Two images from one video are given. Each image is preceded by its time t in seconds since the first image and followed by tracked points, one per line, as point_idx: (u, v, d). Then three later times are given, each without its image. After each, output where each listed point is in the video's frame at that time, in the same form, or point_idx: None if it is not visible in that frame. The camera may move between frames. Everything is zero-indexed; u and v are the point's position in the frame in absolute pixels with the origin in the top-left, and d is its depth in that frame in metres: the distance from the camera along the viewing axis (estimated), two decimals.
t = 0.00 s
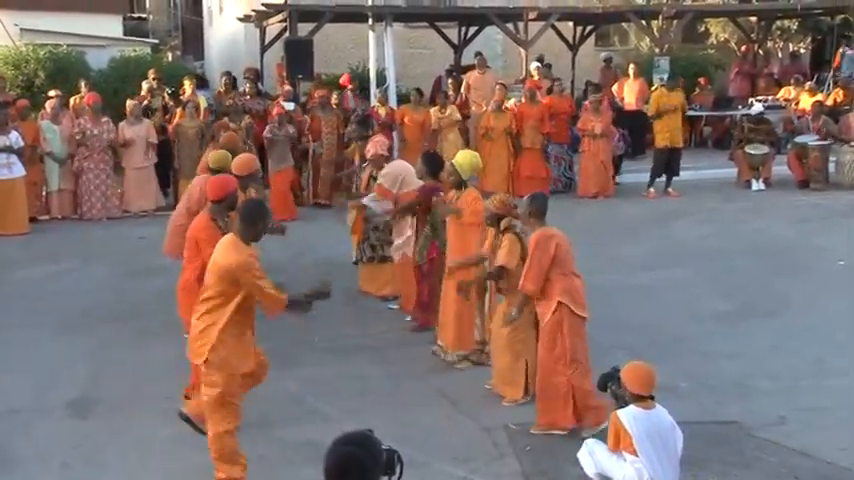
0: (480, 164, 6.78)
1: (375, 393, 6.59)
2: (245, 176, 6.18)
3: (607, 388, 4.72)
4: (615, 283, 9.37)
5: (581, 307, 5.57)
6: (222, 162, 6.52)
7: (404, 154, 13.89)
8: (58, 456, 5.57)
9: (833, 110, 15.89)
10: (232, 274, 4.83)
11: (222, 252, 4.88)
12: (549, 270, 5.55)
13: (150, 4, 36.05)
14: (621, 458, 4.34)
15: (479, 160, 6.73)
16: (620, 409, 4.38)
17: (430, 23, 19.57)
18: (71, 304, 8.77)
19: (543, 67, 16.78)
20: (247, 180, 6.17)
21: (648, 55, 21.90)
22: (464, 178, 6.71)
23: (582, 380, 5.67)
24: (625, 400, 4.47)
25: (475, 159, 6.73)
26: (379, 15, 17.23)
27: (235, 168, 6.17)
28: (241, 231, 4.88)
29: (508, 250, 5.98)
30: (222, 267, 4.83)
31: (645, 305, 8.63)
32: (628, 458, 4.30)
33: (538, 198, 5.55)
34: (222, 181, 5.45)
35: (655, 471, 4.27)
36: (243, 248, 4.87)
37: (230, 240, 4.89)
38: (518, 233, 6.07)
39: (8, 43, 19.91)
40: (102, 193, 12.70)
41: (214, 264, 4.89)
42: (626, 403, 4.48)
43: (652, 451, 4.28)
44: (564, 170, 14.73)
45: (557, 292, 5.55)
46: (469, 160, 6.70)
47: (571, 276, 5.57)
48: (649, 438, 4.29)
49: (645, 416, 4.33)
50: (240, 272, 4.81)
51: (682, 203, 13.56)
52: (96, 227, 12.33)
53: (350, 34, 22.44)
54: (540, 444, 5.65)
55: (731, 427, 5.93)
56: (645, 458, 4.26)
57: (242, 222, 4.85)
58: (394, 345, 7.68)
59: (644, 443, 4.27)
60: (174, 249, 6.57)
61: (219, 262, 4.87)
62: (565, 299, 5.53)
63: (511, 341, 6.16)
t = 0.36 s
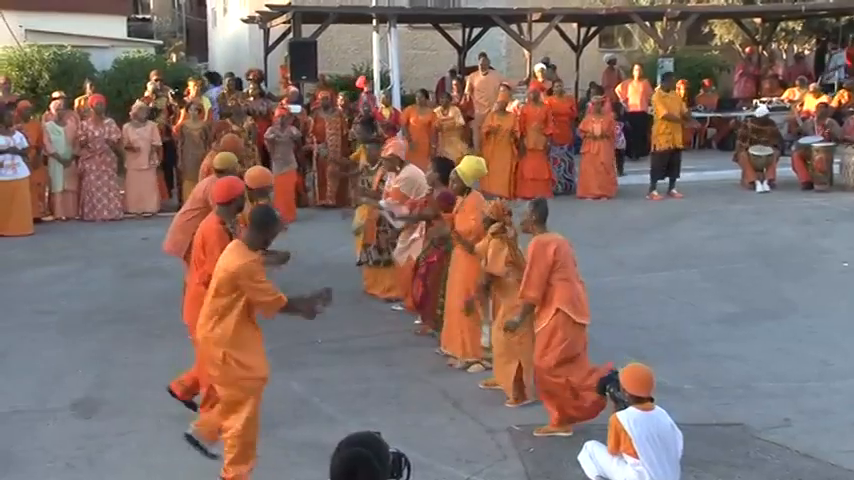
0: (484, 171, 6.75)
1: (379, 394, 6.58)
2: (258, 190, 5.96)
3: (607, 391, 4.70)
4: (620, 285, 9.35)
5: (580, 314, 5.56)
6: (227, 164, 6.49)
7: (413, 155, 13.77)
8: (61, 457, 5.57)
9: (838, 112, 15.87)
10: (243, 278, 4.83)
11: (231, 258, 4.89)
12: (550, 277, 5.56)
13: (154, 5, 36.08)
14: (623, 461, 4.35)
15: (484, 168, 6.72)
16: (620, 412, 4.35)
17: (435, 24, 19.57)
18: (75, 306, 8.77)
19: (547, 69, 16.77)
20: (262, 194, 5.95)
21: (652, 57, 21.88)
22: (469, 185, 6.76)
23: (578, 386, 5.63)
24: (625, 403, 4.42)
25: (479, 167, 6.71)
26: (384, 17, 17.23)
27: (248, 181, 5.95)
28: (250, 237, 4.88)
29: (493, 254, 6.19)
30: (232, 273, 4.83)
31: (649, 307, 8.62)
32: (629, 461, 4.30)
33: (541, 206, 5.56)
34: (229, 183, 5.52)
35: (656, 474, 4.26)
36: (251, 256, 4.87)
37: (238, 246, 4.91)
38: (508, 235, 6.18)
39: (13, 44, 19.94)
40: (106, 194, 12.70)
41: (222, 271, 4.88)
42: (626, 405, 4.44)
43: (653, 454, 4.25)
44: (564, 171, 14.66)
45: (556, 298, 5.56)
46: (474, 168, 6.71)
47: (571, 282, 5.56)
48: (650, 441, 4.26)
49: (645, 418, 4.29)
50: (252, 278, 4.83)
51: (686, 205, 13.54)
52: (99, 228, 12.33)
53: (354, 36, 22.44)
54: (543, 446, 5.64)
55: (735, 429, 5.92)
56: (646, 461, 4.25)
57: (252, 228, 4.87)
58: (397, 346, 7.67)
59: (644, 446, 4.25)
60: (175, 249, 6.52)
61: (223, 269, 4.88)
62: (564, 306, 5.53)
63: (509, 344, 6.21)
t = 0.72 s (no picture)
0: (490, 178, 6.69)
1: (379, 395, 6.58)
2: (262, 194, 5.93)
3: (605, 392, 4.61)
4: (620, 286, 9.35)
5: (587, 313, 5.39)
6: (222, 161, 6.49)
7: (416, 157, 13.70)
8: (62, 458, 5.57)
9: (839, 113, 15.86)
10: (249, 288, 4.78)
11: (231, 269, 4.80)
12: (558, 277, 5.36)
13: (155, 7, 36.26)
14: (624, 462, 4.36)
15: (490, 176, 6.66)
16: (620, 413, 4.33)
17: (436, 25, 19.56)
18: (76, 306, 8.78)
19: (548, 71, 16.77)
20: (266, 196, 5.94)
21: (652, 58, 21.89)
22: (474, 192, 6.68)
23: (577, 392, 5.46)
24: (624, 404, 4.38)
25: (485, 174, 6.65)
26: (384, 18, 17.24)
27: (252, 185, 5.95)
28: (246, 248, 4.81)
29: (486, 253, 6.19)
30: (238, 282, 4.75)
31: (650, 309, 8.61)
32: (630, 462, 4.31)
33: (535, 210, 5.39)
34: (230, 188, 5.49)
35: (658, 475, 4.25)
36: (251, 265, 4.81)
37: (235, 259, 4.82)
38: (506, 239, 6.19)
39: (14, 46, 19.96)
40: (107, 196, 12.72)
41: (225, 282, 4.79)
42: (625, 406, 4.41)
43: (654, 455, 4.24)
44: (563, 172, 14.62)
45: (564, 299, 5.35)
46: (479, 175, 6.65)
47: (575, 284, 5.38)
48: (651, 442, 4.25)
49: (646, 419, 4.27)
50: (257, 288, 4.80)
51: (686, 206, 13.53)
52: (100, 229, 12.34)
53: (355, 37, 22.45)
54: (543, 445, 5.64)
55: (736, 430, 5.92)
56: (648, 462, 4.24)
57: (248, 239, 4.79)
58: (398, 347, 7.67)
59: (646, 447, 4.24)
60: (177, 245, 6.57)
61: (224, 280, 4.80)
62: (574, 306, 5.33)
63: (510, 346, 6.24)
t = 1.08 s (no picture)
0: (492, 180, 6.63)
1: (379, 396, 6.59)
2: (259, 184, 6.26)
3: (606, 393, 4.62)
4: (619, 286, 9.36)
5: (582, 317, 5.37)
6: (220, 156, 6.59)
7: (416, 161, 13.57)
8: (62, 459, 5.57)
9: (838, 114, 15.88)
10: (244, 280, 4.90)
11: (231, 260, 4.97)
12: (552, 283, 5.34)
13: (154, 8, 36.29)
14: (624, 462, 4.31)
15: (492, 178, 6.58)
16: (622, 413, 4.34)
17: (435, 26, 19.56)
18: (76, 307, 8.79)
19: (549, 71, 16.77)
20: (265, 186, 6.27)
21: (652, 58, 21.91)
22: (474, 194, 6.61)
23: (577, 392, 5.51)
24: (625, 404, 4.41)
25: (487, 174, 6.59)
26: (384, 18, 17.24)
27: (249, 175, 6.25)
28: (246, 244, 4.99)
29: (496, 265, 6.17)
30: (231, 273, 4.89)
31: (650, 309, 8.62)
32: (630, 462, 4.27)
33: (527, 213, 5.36)
34: (224, 186, 5.57)
35: (658, 475, 4.23)
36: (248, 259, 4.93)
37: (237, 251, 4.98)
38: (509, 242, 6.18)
39: (13, 46, 19.96)
40: (106, 197, 12.69)
41: (222, 275, 4.94)
42: (626, 406, 4.43)
43: (655, 455, 4.22)
44: (564, 173, 14.61)
45: (558, 306, 5.33)
46: (480, 177, 6.57)
47: (568, 288, 5.37)
48: (652, 442, 4.24)
49: (647, 419, 4.28)
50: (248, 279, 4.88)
51: (685, 206, 13.54)
52: (100, 230, 12.33)
53: (355, 37, 22.46)
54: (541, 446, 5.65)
55: (735, 431, 5.92)
56: (648, 462, 4.22)
57: (247, 234, 4.97)
58: (397, 348, 7.68)
59: (646, 447, 4.23)
60: (176, 238, 6.48)
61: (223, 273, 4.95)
62: (568, 311, 5.32)
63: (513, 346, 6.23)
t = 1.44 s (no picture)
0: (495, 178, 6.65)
1: (377, 398, 6.60)
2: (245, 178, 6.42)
3: (604, 394, 4.63)
4: (616, 287, 9.38)
5: (582, 318, 5.40)
6: (220, 157, 6.60)
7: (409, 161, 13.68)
8: (59, 462, 5.57)
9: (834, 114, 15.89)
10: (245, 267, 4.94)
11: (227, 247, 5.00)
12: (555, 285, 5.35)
13: (151, 10, 36.31)
14: (623, 463, 4.31)
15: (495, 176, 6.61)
16: (621, 413, 4.34)
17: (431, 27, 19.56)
18: (73, 310, 8.79)
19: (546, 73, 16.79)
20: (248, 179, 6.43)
21: (648, 59, 21.94)
22: (478, 192, 6.63)
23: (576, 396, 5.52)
24: (625, 404, 4.41)
25: (491, 173, 6.62)
26: (380, 20, 17.24)
27: (235, 169, 6.41)
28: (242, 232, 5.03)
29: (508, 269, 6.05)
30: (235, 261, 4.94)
31: (647, 310, 8.63)
32: (629, 463, 4.27)
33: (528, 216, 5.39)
34: (218, 184, 5.64)
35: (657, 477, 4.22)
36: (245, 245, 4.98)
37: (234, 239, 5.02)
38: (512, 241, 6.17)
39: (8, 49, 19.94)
40: (102, 200, 12.69)
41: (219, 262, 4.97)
42: (626, 407, 4.44)
43: (654, 456, 4.22)
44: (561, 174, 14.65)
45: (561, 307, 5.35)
46: (484, 176, 6.60)
47: (569, 290, 5.39)
48: (651, 443, 4.24)
49: (647, 419, 4.28)
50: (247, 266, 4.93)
51: (682, 207, 13.56)
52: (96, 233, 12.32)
53: (351, 39, 22.48)
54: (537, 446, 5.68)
55: (733, 431, 5.94)
56: (647, 462, 4.22)
57: (240, 221, 5.01)
58: (395, 349, 7.69)
59: (646, 448, 4.22)
60: (171, 240, 6.52)
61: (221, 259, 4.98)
62: (571, 315, 5.34)
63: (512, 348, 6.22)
